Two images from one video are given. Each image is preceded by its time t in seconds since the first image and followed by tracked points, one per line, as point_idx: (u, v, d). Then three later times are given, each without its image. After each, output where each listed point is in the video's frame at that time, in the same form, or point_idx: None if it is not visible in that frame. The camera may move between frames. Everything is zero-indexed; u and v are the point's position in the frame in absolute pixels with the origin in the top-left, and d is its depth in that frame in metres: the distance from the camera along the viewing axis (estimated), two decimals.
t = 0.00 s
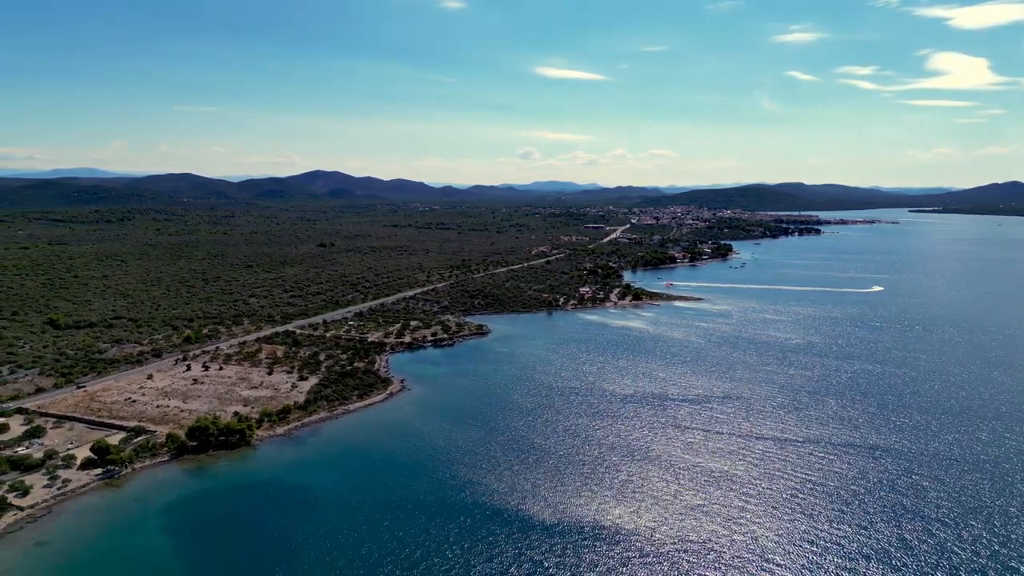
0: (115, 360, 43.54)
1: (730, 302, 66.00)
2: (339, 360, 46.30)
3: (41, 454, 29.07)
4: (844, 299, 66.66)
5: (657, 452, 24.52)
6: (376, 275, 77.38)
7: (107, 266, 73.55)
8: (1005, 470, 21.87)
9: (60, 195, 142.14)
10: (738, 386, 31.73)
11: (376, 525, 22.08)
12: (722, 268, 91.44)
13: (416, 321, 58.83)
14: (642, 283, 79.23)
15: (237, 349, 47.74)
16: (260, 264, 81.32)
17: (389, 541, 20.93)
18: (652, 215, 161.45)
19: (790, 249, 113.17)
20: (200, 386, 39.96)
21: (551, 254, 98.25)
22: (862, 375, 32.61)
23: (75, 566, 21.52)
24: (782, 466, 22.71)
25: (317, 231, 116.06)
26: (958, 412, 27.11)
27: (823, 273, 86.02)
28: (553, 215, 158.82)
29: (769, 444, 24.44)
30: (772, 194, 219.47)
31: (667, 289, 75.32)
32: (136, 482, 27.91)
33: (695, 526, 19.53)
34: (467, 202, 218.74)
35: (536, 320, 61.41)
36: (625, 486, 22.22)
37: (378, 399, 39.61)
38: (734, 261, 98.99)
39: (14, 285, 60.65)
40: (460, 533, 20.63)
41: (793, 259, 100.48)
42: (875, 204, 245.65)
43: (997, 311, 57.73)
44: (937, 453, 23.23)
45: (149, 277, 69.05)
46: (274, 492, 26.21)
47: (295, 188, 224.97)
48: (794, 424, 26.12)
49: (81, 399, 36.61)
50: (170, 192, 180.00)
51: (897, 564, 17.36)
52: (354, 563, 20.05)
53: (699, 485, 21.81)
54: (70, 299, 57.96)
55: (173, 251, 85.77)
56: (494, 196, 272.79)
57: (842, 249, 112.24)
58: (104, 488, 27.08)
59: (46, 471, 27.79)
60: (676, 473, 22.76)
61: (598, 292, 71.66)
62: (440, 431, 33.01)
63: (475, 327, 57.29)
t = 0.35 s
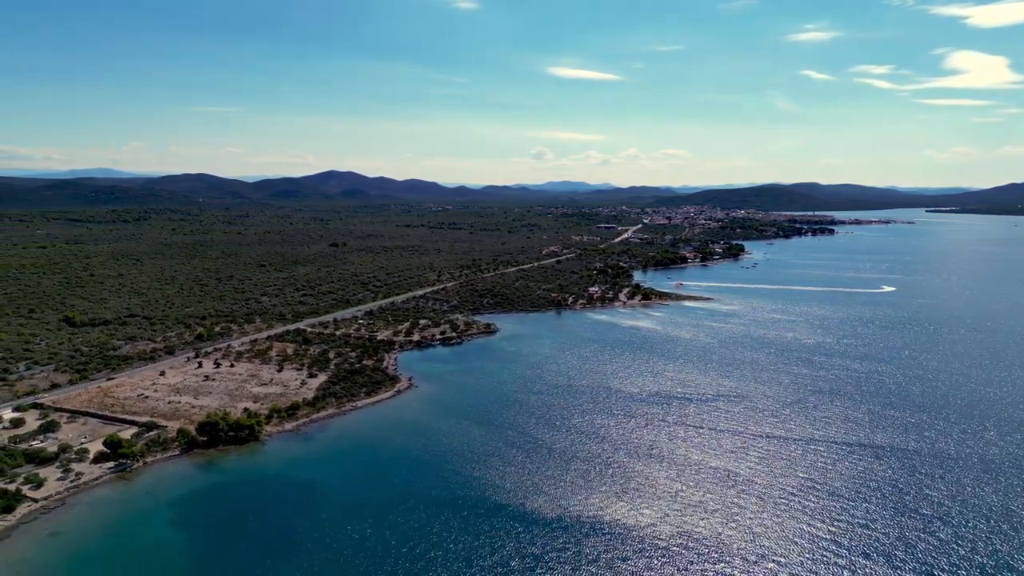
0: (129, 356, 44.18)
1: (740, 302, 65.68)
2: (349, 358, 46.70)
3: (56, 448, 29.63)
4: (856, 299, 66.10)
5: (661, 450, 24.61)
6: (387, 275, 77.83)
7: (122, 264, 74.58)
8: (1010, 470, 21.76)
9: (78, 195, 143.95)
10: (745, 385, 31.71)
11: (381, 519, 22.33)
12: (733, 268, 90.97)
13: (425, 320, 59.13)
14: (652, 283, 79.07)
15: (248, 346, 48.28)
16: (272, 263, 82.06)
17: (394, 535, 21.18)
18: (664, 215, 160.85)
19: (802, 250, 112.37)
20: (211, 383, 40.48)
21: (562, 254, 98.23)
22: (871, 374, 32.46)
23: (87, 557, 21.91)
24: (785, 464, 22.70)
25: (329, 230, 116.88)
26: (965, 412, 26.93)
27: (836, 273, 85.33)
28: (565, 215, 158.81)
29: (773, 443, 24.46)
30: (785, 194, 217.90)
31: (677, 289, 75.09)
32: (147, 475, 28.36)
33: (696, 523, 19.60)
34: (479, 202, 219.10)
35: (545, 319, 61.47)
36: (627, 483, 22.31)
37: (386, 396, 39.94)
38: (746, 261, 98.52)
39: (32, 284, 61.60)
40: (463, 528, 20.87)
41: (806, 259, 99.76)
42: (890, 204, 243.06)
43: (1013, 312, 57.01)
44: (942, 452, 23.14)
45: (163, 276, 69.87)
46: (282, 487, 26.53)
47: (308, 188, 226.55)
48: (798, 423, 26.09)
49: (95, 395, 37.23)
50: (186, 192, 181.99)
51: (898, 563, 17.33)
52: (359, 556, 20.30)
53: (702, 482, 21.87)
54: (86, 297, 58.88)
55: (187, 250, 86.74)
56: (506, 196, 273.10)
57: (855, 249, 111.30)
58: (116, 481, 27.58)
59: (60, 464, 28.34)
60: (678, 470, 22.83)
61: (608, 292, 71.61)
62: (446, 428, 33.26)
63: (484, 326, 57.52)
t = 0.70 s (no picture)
0: (144, 354, 44.82)
1: (752, 302, 65.32)
2: (359, 356, 47.07)
3: (71, 442, 30.16)
4: (870, 299, 65.50)
5: (666, 448, 24.60)
6: (399, 274, 78.27)
7: (139, 263, 75.70)
8: (1017, 469, 21.58)
9: (97, 195, 146.11)
10: (754, 385, 31.61)
11: (387, 514, 22.56)
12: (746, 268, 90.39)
13: (436, 318, 59.42)
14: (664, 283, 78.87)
15: (260, 344, 48.80)
16: (286, 262, 82.85)
17: (400, 528, 21.41)
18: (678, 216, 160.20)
19: (817, 250, 111.43)
20: (223, 380, 40.97)
21: (574, 254, 98.21)
22: (880, 374, 32.26)
23: (99, 547, 22.33)
24: (789, 463, 22.64)
25: (344, 230, 117.79)
26: (976, 412, 26.66)
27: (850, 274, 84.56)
28: (578, 215, 158.75)
29: (778, 442, 24.38)
30: (800, 194, 216.08)
31: (689, 289, 74.77)
32: (159, 469, 28.79)
33: (698, 520, 19.58)
34: (492, 202, 219.53)
35: (555, 319, 61.53)
36: (631, 480, 22.35)
37: (395, 393, 40.24)
38: (759, 261, 97.98)
39: (51, 282, 62.73)
40: (467, 522, 21.06)
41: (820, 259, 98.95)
42: (907, 204, 240.14)
43: None
44: (949, 451, 22.96)
45: (179, 275, 70.85)
46: (291, 482, 26.87)
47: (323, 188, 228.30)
48: (805, 422, 25.99)
49: (110, 391, 37.82)
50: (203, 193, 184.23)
51: (901, 562, 17.22)
52: (365, 550, 20.52)
53: (705, 480, 21.88)
54: (104, 295, 59.84)
55: (203, 250, 87.82)
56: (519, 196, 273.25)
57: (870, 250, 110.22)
58: (129, 474, 28.05)
59: (74, 457, 28.86)
60: (681, 468, 22.82)
61: (619, 291, 71.50)
62: (453, 425, 33.47)
63: (494, 325, 57.70)
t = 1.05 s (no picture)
0: (159, 351, 45.53)
1: (765, 302, 64.94)
2: (370, 354, 47.43)
3: (87, 437, 30.73)
4: (885, 300, 64.82)
5: (672, 446, 24.64)
6: (411, 274, 78.71)
7: (156, 262, 76.83)
8: None
9: (116, 195, 148.25)
10: (763, 384, 31.50)
11: (394, 508, 22.80)
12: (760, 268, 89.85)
13: (447, 317, 59.72)
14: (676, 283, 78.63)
15: (273, 342, 49.36)
16: (301, 262, 83.63)
17: (406, 522, 21.64)
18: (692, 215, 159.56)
19: (832, 250, 110.52)
20: (236, 377, 41.49)
21: (586, 254, 98.18)
22: (891, 374, 32.00)
23: (113, 537, 22.75)
24: (796, 463, 22.53)
25: (358, 231, 118.60)
26: (987, 412, 26.40)
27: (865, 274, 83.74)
28: (591, 215, 158.67)
29: (785, 441, 24.26)
30: (816, 194, 214.18)
31: (701, 289, 74.54)
32: (172, 463, 29.27)
33: (701, 519, 19.55)
34: (506, 202, 219.84)
35: (566, 318, 61.60)
36: (636, 478, 22.41)
37: (405, 391, 40.50)
38: (772, 262, 97.38)
39: (70, 281, 63.83)
40: (473, 516, 21.24)
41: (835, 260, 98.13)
42: (925, 205, 237.21)
43: None
44: (959, 452, 22.72)
45: (195, 274, 71.77)
46: (300, 476, 27.21)
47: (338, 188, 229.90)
48: (813, 422, 25.83)
49: (126, 387, 38.46)
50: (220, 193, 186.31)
51: (905, 562, 17.09)
52: (372, 543, 20.75)
53: (710, 477, 21.90)
54: (121, 293, 60.77)
55: (219, 249, 88.95)
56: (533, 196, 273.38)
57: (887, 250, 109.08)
58: (142, 468, 28.52)
59: (89, 452, 29.38)
60: (686, 467, 22.78)
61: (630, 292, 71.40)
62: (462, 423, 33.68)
63: (504, 324, 57.87)
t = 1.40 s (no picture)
0: (175, 348, 46.24)
1: (778, 303, 64.58)
2: (381, 352, 47.85)
3: (102, 431, 31.31)
4: (900, 300, 64.18)
5: (678, 444, 24.68)
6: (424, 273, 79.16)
7: (174, 261, 77.92)
8: None
9: (136, 196, 150.20)
10: (772, 384, 31.41)
11: (400, 503, 23.04)
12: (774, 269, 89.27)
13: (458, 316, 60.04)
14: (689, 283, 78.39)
15: (286, 340, 49.92)
16: (316, 261, 84.47)
17: (413, 516, 21.90)
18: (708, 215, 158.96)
19: (848, 250, 109.56)
20: (249, 374, 42.03)
21: (599, 254, 98.07)
22: (901, 374, 31.82)
23: (127, 528, 23.21)
24: (800, 461, 22.52)
25: (372, 230, 119.41)
26: (998, 413, 26.16)
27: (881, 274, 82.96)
28: (605, 215, 158.51)
29: (789, 440, 24.24)
30: (832, 194, 212.19)
31: (714, 289, 74.27)
32: (185, 457, 29.76)
33: (703, 516, 19.56)
34: (520, 202, 220.11)
35: (577, 317, 61.68)
36: (641, 475, 22.49)
37: (414, 389, 40.80)
38: (786, 262, 96.76)
39: (89, 279, 64.97)
40: (478, 511, 21.45)
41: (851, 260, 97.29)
42: (944, 205, 234.15)
43: None
44: (964, 452, 22.61)
45: (211, 273, 72.74)
46: (310, 471, 27.57)
47: (353, 188, 231.51)
48: (818, 421, 25.83)
49: (141, 383, 39.11)
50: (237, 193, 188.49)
51: (906, 561, 17.07)
52: (377, 536, 21.02)
53: (715, 475, 21.94)
54: (139, 291, 61.76)
55: (235, 248, 90.08)
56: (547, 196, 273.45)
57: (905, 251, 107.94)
58: (155, 462, 29.02)
59: (105, 445, 29.91)
60: (690, 465, 22.82)
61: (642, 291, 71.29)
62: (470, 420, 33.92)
63: (514, 323, 58.07)
